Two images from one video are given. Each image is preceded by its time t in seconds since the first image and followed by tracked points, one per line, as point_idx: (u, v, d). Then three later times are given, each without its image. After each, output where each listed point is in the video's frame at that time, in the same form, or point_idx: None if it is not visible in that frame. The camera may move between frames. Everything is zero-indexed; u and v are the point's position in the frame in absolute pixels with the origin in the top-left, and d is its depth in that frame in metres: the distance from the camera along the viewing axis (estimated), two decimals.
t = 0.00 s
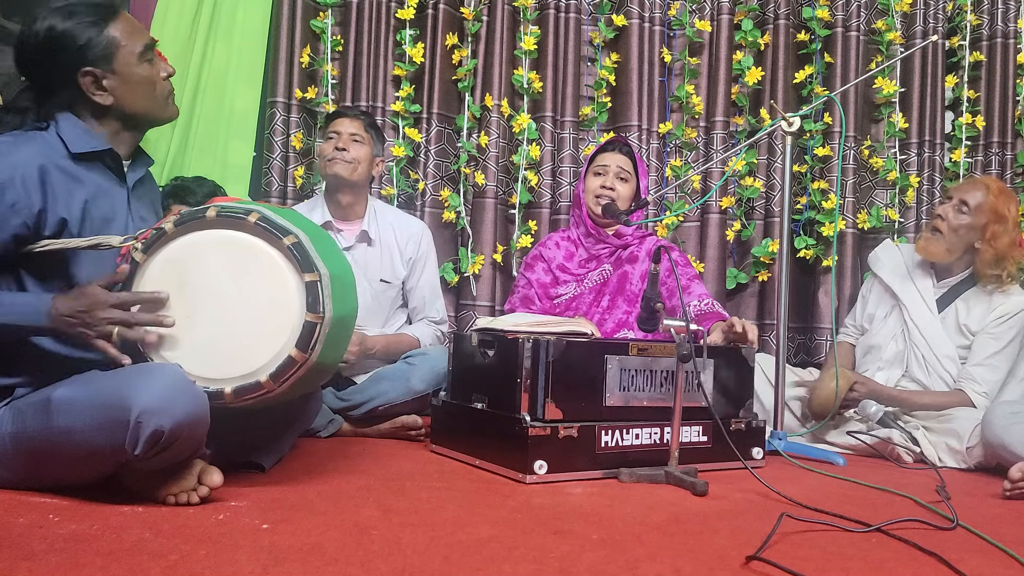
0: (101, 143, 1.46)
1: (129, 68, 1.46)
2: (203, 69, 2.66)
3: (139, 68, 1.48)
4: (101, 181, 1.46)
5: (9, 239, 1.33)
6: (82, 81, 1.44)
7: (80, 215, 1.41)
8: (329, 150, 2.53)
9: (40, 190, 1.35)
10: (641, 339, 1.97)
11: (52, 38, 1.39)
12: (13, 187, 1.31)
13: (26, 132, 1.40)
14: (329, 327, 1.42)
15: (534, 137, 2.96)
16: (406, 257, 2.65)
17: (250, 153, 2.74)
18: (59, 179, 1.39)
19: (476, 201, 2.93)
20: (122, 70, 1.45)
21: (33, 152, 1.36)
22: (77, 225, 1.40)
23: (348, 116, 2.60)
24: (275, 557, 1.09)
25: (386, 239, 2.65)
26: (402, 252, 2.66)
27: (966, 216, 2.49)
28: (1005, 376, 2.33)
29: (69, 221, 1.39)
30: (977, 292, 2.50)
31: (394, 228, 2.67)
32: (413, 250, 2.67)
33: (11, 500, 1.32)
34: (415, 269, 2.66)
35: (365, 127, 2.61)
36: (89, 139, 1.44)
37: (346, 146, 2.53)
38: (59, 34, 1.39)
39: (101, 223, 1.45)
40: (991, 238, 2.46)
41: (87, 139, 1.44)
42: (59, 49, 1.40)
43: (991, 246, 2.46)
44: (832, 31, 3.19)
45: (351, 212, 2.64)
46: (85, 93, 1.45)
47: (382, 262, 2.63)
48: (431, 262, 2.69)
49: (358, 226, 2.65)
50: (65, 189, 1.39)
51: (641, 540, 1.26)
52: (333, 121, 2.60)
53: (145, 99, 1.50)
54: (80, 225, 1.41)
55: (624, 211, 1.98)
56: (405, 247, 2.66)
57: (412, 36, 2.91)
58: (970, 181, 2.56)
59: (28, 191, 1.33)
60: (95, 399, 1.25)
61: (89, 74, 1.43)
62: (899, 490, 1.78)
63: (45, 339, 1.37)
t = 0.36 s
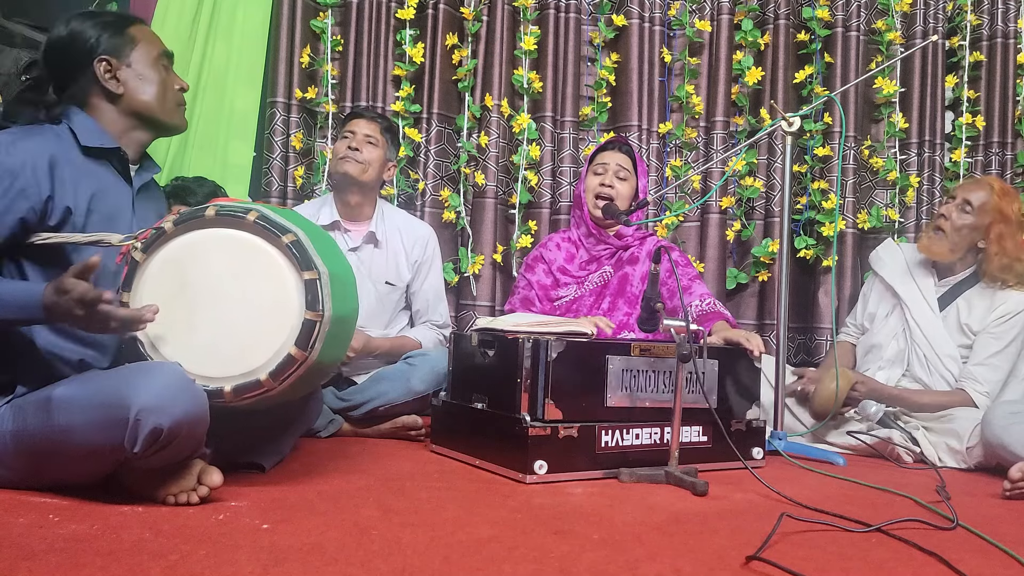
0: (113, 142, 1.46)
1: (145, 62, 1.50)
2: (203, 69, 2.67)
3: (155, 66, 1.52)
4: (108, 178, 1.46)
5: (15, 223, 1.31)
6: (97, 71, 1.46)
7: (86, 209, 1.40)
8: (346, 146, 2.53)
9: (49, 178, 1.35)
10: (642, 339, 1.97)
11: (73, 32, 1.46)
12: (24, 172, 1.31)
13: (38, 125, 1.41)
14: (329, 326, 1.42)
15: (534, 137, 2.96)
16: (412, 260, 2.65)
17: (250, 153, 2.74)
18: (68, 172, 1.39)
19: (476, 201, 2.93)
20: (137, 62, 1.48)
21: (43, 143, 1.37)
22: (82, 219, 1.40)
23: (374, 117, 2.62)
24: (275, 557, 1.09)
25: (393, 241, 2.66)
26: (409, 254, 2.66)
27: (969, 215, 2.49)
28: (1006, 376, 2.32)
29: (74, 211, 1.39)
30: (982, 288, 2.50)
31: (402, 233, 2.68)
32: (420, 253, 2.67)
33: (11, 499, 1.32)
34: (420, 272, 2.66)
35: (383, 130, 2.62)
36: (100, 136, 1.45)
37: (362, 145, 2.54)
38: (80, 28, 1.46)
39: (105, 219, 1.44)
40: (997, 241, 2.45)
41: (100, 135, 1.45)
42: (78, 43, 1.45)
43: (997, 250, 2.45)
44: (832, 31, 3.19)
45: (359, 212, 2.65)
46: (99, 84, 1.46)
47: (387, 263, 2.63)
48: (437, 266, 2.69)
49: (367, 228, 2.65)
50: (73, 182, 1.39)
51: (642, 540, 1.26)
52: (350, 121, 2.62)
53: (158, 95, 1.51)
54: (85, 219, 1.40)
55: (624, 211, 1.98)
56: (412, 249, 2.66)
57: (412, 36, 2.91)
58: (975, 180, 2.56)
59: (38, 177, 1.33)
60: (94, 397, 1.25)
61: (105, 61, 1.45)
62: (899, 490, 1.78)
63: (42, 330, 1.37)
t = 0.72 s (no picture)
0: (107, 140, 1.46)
1: (150, 66, 1.49)
2: (204, 68, 2.66)
3: (159, 68, 1.52)
4: (105, 177, 1.46)
5: (9, 229, 1.33)
6: (101, 73, 1.45)
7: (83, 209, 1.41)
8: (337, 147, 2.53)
9: (42, 180, 1.36)
10: (642, 339, 1.97)
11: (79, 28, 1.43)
12: (17, 176, 1.32)
13: (32, 126, 1.40)
14: (329, 328, 1.42)
15: (534, 137, 2.96)
16: (408, 259, 2.65)
17: (250, 153, 2.74)
18: (63, 173, 1.39)
19: (476, 201, 2.93)
20: (143, 65, 1.48)
21: (36, 145, 1.37)
22: (78, 219, 1.41)
23: (366, 117, 2.61)
24: (275, 557, 1.09)
25: (389, 241, 2.65)
26: (405, 254, 2.65)
27: (973, 221, 2.49)
28: (1006, 376, 2.32)
29: (70, 212, 1.39)
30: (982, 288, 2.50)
31: (397, 232, 2.67)
32: (415, 252, 2.67)
33: (10, 499, 1.32)
34: (415, 271, 2.65)
35: (375, 130, 2.61)
36: (94, 135, 1.44)
37: (353, 146, 2.53)
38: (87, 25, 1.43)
39: (103, 219, 1.44)
40: (997, 247, 2.46)
41: (94, 134, 1.44)
42: (82, 41, 1.43)
43: (999, 254, 2.45)
44: (832, 31, 3.19)
45: (354, 212, 2.64)
46: (103, 86, 1.45)
47: (383, 263, 2.63)
48: (433, 265, 2.67)
49: (361, 227, 2.65)
50: (69, 182, 1.39)
51: (642, 540, 1.26)
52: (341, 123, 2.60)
53: (160, 99, 1.52)
54: (82, 219, 1.41)
55: (624, 211, 1.98)
56: (407, 248, 2.66)
57: (412, 36, 2.91)
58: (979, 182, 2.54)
59: (30, 179, 1.33)
60: (94, 397, 1.25)
61: (112, 64, 1.45)
62: (899, 490, 1.78)
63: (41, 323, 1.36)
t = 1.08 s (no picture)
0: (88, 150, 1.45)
1: (126, 69, 1.47)
2: (204, 69, 2.66)
3: (135, 70, 1.49)
4: (88, 186, 1.46)
5: None
6: (75, 79, 1.44)
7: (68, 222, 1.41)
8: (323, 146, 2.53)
9: (23, 199, 1.36)
10: (642, 339, 1.97)
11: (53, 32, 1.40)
12: None
13: (11, 140, 1.41)
14: (328, 327, 1.42)
15: (534, 137, 2.96)
16: (401, 255, 2.65)
17: (250, 153, 2.74)
18: (45, 187, 1.39)
19: (476, 201, 2.93)
20: (118, 69, 1.46)
21: (16, 159, 1.37)
22: (64, 234, 1.41)
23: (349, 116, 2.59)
24: (275, 557, 1.09)
25: (381, 238, 2.65)
26: (397, 250, 2.65)
27: (982, 225, 2.48)
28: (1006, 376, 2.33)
29: (55, 229, 1.40)
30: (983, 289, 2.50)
31: (390, 229, 2.67)
32: (408, 247, 2.67)
33: (10, 500, 1.32)
34: (409, 267, 2.66)
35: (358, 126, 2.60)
36: (74, 145, 1.43)
37: (339, 144, 2.53)
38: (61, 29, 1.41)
39: (90, 228, 1.45)
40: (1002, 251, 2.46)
41: (73, 143, 1.43)
42: (56, 43, 1.41)
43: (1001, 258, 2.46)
44: (832, 31, 3.19)
45: (345, 211, 2.64)
46: (78, 92, 1.45)
47: (377, 261, 2.63)
48: (426, 260, 2.68)
49: (353, 225, 2.65)
50: (52, 195, 1.40)
51: (642, 540, 1.26)
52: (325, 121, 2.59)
53: (137, 100, 1.50)
54: (67, 232, 1.42)
55: (624, 211, 1.97)
56: (400, 244, 2.65)
57: (412, 36, 2.91)
58: (986, 186, 2.54)
59: (10, 200, 1.34)
60: (94, 400, 1.25)
61: (83, 71, 1.43)
62: (899, 490, 1.78)
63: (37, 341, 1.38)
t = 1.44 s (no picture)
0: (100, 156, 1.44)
1: (140, 93, 1.45)
2: (203, 70, 2.68)
3: (151, 94, 1.47)
4: (98, 191, 1.45)
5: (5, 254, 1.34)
6: (88, 96, 1.43)
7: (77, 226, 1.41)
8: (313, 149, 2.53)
9: (34, 204, 1.36)
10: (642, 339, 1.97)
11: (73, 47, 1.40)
12: (9, 201, 1.32)
13: (22, 141, 1.40)
14: (333, 331, 1.42)
15: (534, 137, 2.96)
16: (397, 254, 2.66)
17: (250, 153, 2.74)
18: (54, 192, 1.39)
19: (476, 201, 2.93)
20: (132, 92, 1.44)
21: (27, 162, 1.36)
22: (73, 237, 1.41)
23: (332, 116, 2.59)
24: (275, 557, 1.09)
25: (377, 238, 2.65)
26: (393, 250, 2.66)
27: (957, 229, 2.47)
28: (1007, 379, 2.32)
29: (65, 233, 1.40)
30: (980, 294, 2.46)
31: (385, 228, 2.67)
32: (404, 246, 2.67)
33: (9, 500, 1.32)
34: (406, 266, 2.66)
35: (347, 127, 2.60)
36: (84, 150, 1.42)
37: (331, 146, 2.53)
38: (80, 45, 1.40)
39: (99, 233, 1.44)
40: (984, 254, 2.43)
41: (83, 149, 1.42)
42: (75, 58, 1.41)
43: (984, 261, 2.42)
44: (832, 31, 3.19)
45: (339, 212, 2.64)
46: (90, 109, 1.44)
47: (374, 261, 2.64)
48: (422, 258, 2.68)
49: (346, 226, 2.64)
50: (62, 199, 1.40)
51: (642, 540, 1.26)
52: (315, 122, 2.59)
53: (148, 122, 1.49)
54: (76, 236, 1.42)
55: (624, 211, 1.97)
56: (395, 243, 2.66)
57: (412, 36, 2.91)
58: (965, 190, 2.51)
59: (21, 206, 1.34)
60: (95, 401, 1.25)
61: (95, 90, 1.42)
62: (899, 490, 1.78)
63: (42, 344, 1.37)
